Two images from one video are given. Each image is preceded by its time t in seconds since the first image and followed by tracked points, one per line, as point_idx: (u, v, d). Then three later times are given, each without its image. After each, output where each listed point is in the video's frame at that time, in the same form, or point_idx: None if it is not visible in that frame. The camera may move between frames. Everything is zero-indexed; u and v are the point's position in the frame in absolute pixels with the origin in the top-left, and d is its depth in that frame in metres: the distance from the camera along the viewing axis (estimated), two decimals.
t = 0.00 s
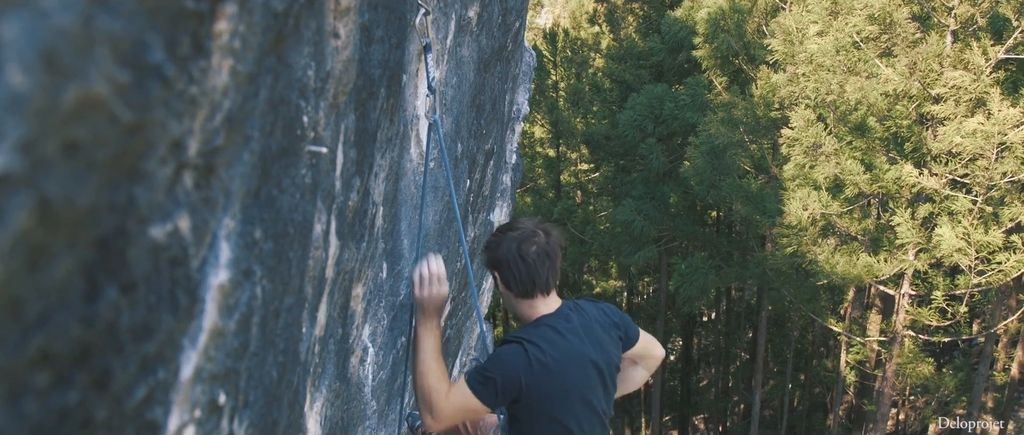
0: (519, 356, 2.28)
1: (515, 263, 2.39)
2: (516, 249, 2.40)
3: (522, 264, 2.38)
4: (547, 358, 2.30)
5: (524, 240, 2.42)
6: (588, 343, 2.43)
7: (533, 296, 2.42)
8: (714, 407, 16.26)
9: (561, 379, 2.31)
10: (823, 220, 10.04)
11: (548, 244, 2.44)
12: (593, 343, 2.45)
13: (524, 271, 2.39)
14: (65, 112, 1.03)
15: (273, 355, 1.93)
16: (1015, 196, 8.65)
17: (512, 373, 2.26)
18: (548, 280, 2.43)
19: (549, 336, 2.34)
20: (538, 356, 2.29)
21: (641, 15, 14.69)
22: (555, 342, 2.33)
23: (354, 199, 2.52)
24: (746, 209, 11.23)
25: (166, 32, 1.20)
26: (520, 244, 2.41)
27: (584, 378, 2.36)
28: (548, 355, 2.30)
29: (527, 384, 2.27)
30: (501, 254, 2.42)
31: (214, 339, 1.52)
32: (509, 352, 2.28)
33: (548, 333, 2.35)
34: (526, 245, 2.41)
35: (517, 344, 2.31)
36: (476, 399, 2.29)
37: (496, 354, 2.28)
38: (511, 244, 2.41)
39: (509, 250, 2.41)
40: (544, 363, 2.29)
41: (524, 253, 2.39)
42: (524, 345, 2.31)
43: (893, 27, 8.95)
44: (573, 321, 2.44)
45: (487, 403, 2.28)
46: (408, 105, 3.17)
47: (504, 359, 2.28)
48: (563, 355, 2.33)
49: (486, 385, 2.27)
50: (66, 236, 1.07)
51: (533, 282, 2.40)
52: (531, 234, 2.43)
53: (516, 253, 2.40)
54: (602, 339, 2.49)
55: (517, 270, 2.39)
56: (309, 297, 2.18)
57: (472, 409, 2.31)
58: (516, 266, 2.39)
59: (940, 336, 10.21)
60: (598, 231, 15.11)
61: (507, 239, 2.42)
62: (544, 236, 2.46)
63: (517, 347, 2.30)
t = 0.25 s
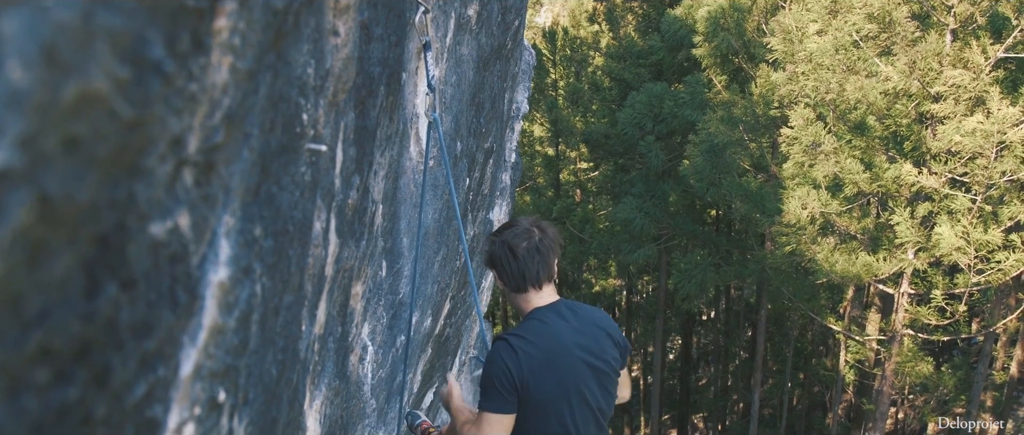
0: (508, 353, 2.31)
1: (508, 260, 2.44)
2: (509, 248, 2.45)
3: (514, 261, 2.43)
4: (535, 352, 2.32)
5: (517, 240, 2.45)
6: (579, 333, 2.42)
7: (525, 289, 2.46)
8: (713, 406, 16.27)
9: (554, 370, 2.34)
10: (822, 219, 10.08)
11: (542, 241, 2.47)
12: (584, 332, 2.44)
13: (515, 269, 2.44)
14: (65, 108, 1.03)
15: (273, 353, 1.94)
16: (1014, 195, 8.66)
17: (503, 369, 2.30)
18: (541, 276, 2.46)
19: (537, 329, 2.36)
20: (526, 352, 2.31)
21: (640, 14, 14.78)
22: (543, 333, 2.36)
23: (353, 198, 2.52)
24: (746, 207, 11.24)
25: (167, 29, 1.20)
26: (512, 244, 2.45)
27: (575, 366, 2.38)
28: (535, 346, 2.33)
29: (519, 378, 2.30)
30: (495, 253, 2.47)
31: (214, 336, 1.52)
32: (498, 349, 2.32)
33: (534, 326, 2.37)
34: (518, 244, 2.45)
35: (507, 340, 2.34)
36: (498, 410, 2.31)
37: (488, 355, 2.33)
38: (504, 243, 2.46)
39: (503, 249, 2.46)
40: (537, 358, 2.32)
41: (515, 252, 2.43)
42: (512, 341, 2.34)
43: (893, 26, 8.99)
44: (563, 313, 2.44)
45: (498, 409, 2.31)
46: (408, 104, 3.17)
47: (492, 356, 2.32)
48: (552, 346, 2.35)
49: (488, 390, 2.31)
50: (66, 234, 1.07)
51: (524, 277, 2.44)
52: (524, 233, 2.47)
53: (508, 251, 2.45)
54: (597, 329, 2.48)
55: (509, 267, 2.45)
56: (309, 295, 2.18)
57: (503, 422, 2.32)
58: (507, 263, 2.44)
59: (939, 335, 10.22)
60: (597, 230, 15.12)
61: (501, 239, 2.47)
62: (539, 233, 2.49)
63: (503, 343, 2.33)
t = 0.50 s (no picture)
0: (508, 349, 2.32)
1: (504, 259, 2.46)
2: (506, 247, 2.46)
3: (511, 259, 2.45)
4: (535, 348, 2.33)
5: (514, 239, 2.47)
6: (577, 330, 2.43)
7: (521, 287, 2.46)
8: (713, 405, 16.27)
9: (554, 366, 2.34)
10: (822, 218, 10.08)
11: (538, 240, 2.49)
12: (584, 330, 2.45)
13: (512, 268, 2.45)
14: (69, 105, 1.03)
15: (273, 351, 1.94)
16: (1014, 196, 8.66)
17: (505, 366, 2.30)
18: (538, 273, 2.47)
19: (537, 326, 2.37)
20: (527, 348, 2.32)
21: (641, 13, 14.82)
22: (542, 330, 2.36)
23: (354, 196, 2.52)
24: (746, 207, 11.24)
25: (169, 27, 1.20)
26: (509, 242, 2.47)
27: (574, 363, 2.38)
28: (535, 342, 2.33)
29: (520, 373, 2.30)
30: (492, 252, 2.49)
31: (216, 334, 1.52)
32: (499, 346, 2.33)
33: (534, 323, 2.38)
34: (515, 242, 2.46)
35: (508, 337, 2.34)
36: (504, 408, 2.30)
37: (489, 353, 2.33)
38: (500, 242, 2.48)
39: (499, 248, 2.48)
40: (537, 354, 2.33)
41: (512, 250, 2.45)
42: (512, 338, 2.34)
43: (894, 25, 9.00)
44: (561, 311, 2.44)
45: (501, 406, 2.30)
46: (409, 102, 3.18)
47: (494, 353, 2.33)
48: (552, 342, 2.35)
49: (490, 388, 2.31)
50: (69, 231, 1.07)
51: (520, 276, 2.45)
52: (521, 231, 2.48)
53: (505, 250, 2.47)
54: (595, 327, 2.48)
55: (506, 265, 2.46)
56: (309, 293, 2.18)
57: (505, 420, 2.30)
58: (504, 262, 2.45)
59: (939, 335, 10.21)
60: (597, 228, 15.11)
61: (498, 239, 2.49)
62: (536, 232, 2.51)
63: (504, 340, 2.34)
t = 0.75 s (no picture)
0: (509, 347, 2.31)
1: (500, 255, 2.45)
2: (502, 243, 2.46)
3: (507, 255, 2.44)
4: (536, 346, 2.32)
5: (510, 235, 2.47)
6: (577, 328, 2.43)
7: (518, 284, 2.46)
8: (713, 404, 16.27)
9: (555, 364, 2.34)
10: (824, 217, 10.08)
11: (534, 236, 2.48)
12: (583, 328, 2.45)
13: (508, 264, 2.45)
14: (67, 101, 1.03)
15: (274, 349, 1.93)
16: (1015, 194, 8.65)
17: (506, 364, 2.30)
18: (535, 269, 2.46)
19: (538, 324, 2.37)
20: (528, 345, 2.31)
21: (641, 12, 14.89)
22: (542, 328, 2.36)
23: (354, 194, 2.52)
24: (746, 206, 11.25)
25: (168, 24, 1.19)
26: (505, 239, 2.47)
27: (575, 361, 2.38)
28: (536, 341, 2.33)
29: (521, 372, 2.30)
30: (487, 249, 2.49)
31: (216, 332, 1.52)
32: (499, 344, 2.32)
33: (534, 321, 2.37)
34: (511, 238, 2.46)
35: (508, 336, 2.34)
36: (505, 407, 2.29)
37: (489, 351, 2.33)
38: (496, 239, 2.48)
39: (496, 244, 2.47)
40: (538, 353, 2.32)
41: (509, 246, 2.45)
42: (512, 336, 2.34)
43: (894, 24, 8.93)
44: (560, 309, 2.44)
45: (502, 405, 2.29)
46: (410, 101, 3.18)
47: (494, 351, 2.32)
48: (552, 340, 2.35)
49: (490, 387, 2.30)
50: (68, 227, 1.07)
51: (516, 273, 2.45)
52: (517, 228, 2.48)
53: (501, 246, 2.46)
54: (594, 325, 2.49)
55: (502, 261, 2.46)
56: (310, 291, 2.18)
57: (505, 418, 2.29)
58: (501, 258, 2.45)
59: (939, 334, 10.21)
60: (597, 227, 15.11)
61: (494, 235, 2.49)
62: (532, 229, 2.50)
63: (504, 338, 2.33)
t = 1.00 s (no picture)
0: (508, 347, 2.30)
1: (497, 251, 2.45)
2: (500, 240, 2.45)
3: (504, 252, 2.44)
4: (535, 345, 2.32)
5: (508, 232, 2.46)
6: (575, 326, 2.43)
7: (516, 281, 2.45)
8: (713, 402, 16.26)
9: (554, 364, 2.34)
10: (824, 215, 10.10)
11: (531, 233, 2.48)
12: (581, 326, 2.45)
13: (505, 261, 2.44)
14: (67, 93, 1.03)
15: (274, 346, 1.94)
16: (1015, 193, 8.64)
17: (504, 363, 2.29)
18: (533, 266, 2.45)
19: (537, 323, 2.36)
20: (526, 345, 2.31)
21: (643, 9, 14.64)
22: (541, 327, 2.36)
23: (354, 191, 2.51)
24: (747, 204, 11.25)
25: (168, 17, 1.19)
26: (502, 236, 2.46)
27: (574, 359, 2.38)
28: (535, 340, 2.33)
29: (520, 372, 2.30)
30: (484, 246, 2.48)
31: (216, 328, 1.52)
32: (497, 343, 2.31)
33: (532, 320, 2.37)
34: (509, 236, 2.45)
35: (506, 335, 2.33)
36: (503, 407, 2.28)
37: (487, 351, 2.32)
38: (493, 236, 2.47)
39: (493, 241, 2.46)
40: (538, 352, 2.32)
41: (506, 243, 2.44)
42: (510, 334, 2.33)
43: (895, 22, 8.91)
44: (558, 307, 2.44)
45: (501, 404, 2.28)
46: (410, 98, 3.17)
47: (492, 350, 2.31)
48: (551, 338, 2.35)
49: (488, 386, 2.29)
50: (68, 220, 1.07)
51: (513, 270, 2.44)
52: (514, 225, 2.48)
53: (498, 243, 2.45)
54: (592, 322, 2.49)
55: (499, 258, 2.45)
56: (310, 288, 2.18)
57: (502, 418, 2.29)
58: (498, 255, 2.44)
59: (939, 333, 10.21)
60: (598, 225, 15.09)
61: (491, 232, 2.48)
62: (529, 226, 2.50)
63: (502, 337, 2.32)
